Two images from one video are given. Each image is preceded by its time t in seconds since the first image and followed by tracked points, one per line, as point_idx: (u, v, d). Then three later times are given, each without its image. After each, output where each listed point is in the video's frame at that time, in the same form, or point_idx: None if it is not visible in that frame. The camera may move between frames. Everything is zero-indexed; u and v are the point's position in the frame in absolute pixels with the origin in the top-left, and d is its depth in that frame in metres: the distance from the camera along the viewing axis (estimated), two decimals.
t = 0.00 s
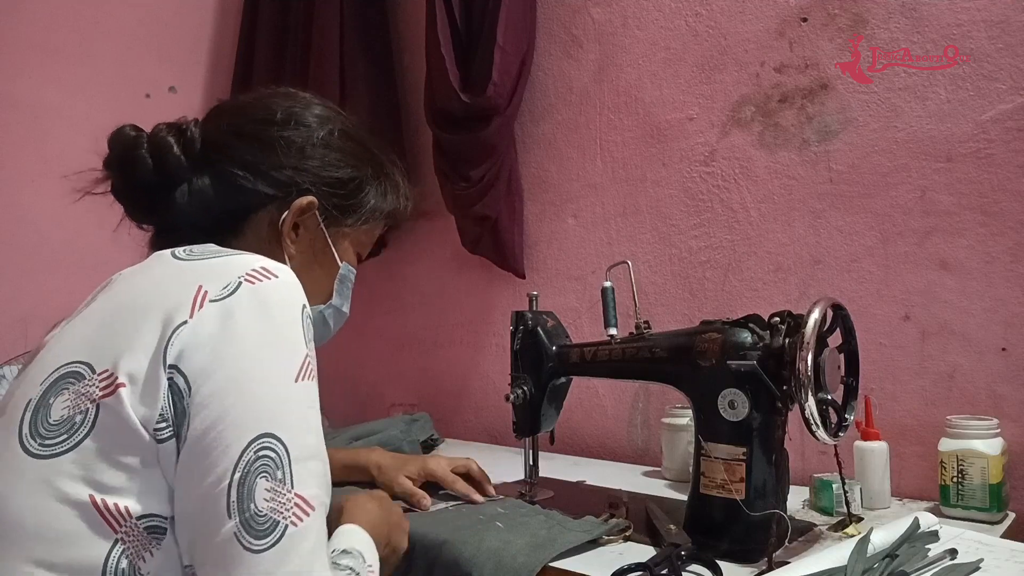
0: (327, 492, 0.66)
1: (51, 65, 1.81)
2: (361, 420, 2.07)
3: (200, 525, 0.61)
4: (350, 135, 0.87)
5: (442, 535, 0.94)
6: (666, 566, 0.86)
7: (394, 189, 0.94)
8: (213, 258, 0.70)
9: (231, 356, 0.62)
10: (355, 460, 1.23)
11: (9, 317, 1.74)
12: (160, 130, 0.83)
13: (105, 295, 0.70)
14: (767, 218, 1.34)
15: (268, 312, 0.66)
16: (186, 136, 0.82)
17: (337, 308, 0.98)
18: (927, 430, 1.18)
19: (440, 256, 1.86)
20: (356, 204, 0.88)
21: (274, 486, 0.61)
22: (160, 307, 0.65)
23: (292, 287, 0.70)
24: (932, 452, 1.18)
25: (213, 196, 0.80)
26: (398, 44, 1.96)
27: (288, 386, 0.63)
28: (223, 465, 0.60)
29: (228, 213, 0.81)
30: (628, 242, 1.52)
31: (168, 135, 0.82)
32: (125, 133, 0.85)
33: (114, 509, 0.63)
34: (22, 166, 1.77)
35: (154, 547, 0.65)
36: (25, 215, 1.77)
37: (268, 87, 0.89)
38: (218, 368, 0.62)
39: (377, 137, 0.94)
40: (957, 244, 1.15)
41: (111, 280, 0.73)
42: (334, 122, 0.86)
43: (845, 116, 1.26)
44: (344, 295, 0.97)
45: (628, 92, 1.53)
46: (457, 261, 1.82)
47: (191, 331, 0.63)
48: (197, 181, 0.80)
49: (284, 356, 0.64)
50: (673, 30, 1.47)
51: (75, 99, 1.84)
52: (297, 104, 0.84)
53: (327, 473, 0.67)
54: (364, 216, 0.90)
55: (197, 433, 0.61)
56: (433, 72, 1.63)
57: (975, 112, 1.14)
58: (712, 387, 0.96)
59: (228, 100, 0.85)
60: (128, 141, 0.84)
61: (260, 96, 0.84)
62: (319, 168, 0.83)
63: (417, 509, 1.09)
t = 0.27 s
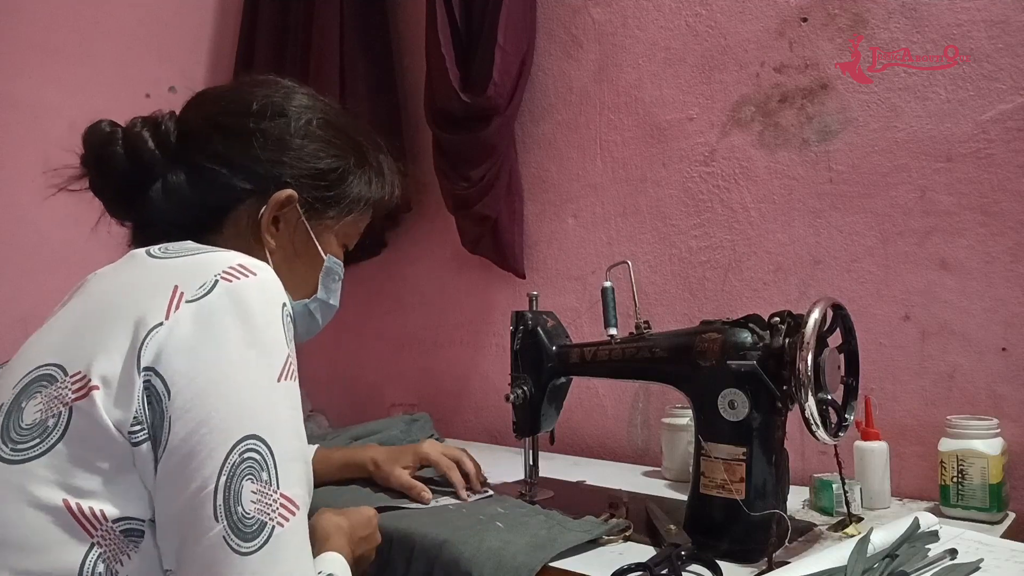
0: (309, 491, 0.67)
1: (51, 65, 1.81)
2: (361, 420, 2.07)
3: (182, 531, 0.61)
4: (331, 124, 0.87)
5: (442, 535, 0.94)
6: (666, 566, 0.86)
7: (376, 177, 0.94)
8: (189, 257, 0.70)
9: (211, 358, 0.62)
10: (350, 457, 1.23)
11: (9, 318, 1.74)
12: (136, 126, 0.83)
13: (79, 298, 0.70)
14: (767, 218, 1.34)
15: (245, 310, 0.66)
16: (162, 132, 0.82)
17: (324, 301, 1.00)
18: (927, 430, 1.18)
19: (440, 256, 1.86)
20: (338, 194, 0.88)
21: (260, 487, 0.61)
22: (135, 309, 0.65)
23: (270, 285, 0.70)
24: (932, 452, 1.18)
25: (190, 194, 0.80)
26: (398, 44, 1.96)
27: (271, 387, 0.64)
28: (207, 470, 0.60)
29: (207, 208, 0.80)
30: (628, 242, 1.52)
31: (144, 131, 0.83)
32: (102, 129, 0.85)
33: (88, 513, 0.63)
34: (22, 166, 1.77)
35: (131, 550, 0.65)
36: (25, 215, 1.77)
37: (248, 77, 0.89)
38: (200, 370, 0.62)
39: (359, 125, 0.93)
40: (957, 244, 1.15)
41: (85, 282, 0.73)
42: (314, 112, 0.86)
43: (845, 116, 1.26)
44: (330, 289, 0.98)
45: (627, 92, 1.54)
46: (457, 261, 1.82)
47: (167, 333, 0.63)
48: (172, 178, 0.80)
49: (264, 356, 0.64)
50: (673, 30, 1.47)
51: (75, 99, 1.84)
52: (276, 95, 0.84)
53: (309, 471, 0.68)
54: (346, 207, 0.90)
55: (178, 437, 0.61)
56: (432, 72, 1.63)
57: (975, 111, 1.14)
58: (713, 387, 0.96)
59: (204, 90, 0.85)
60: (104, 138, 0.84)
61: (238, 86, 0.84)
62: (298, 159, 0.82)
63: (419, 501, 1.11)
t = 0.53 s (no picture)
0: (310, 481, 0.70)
1: (53, 66, 1.82)
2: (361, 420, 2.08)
3: (189, 531, 0.62)
4: (321, 121, 0.87)
5: (442, 534, 0.95)
6: (665, 564, 0.86)
7: (368, 170, 0.94)
8: (185, 256, 0.70)
9: (213, 359, 0.63)
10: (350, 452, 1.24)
11: (10, 318, 1.75)
12: (126, 127, 0.84)
13: (75, 298, 0.70)
14: (766, 219, 1.35)
15: (240, 308, 0.66)
16: (152, 134, 0.82)
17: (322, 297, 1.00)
18: (924, 429, 1.19)
19: (440, 256, 1.86)
20: (331, 191, 0.89)
21: (270, 481, 0.63)
22: (131, 310, 0.65)
23: (266, 283, 0.71)
24: (930, 451, 1.18)
25: (179, 196, 0.81)
26: (398, 45, 1.97)
27: (272, 383, 0.65)
28: (217, 468, 0.61)
29: (202, 211, 0.81)
30: (627, 243, 1.53)
31: (133, 133, 0.83)
32: (93, 133, 0.85)
33: (92, 511, 0.64)
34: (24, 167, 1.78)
35: (135, 546, 0.66)
36: (26, 216, 1.78)
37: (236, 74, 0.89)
38: (203, 371, 0.62)
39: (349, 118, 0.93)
40: (954, 244, 1.16)
41: (80, 284, 0.73)
42: (304, 109, 0.86)
43: (843, 117, 1.27)
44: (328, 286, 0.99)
45: (627, 93, 1.54)
46: (457, 261, 1.83)
47: (166, 334, 0.64)
48: (163, 181, 0.81)
49: (264, 354, 0.65)
50: (672, 32, 1.48)
51: (76, 100, 1.85)
52: (265, 94, 0.84)
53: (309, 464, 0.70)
54: (339, 203, 0.91)
55: (184, 437, 0.61)
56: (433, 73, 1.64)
57: (973, 113, 1.15)
58: (711, 387, 0.97)
59: (192, 90, 0.85)
60: (94, 141, 0.85)
61: (226, 85, 0.84)
62: (289, 158, 0.83)
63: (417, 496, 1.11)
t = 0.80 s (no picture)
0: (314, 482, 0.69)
1: (52, 65, 1.82)
2: (361, 420, 2.08)
3: (191, 527, 0.62)
4: (324, 124, 0.87)
5: (443, 535, 0.94)
6: (665, 565, 0.86)
7: (372, 173, 0.94)
8: (191, 255, 0.70)
9: (216, 358, 0.63)
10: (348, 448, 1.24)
11: (10, 318, 1.75)
12: (131, 134, 0.84)
13: (83, 295, 0.70)
14: (767, 219, 1.35)
15: (246, 309, 0.66)
16: (156, 140, 0.82)
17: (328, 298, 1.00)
18: (925, 430, 1.18)
19: (440, 256, 1.86)
20: (335, 194, 0.88)
21: (270, 480, 0.63)
22: (137, 309, 0.65)
23: (271, 283, 0.70)
24: (931, 451, 1.18)
25: (185, 201, 0.81)
26: (398, 45, 1.97)
27: (275, 383, 0.65)
28: (217, 466, 0.61)
29: (208, 214, 0.81)
30: (628, 243, 1.53)
31: (138, 140, 0.83)
32: (98, 140, 0.85)
33: (97, 508, 0.64)
34: (23, 167, 1.77)
35: (140, 544, 0.65)
36: (26, 216, 1.78)
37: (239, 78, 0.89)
38: (206, 368, 0.62)
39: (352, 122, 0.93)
40: (955, 244, 1.16)
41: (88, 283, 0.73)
42: (308, 112, 0.86)
43: (844, 116, 1.27)
44: (333, 287, 0.98)
45: (627, 93, 1.54)
46: (457, 261, 1.82)
47: (171, 333, 0.64)
48: (169, 187, 0.81)
49: (268, 353, 0.65)
50: (672, 31, 1.47)
51: (75, 100, 1.85)
52: (269, 97, 0.84)
53: (313, 464, 0.69)
54: (343, 205, 0.90)
55: (187, 435, 0.61)
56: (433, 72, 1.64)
57: (974, 112, 1.15)
58: (712, 388, 0.97)
59: (196, 94, 0.85)
60: (99, 149, 0.84)
61: (230, 89, 0.84)
62: (293, 160, 0.83)
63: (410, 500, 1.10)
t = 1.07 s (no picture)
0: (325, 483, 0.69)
1: (52, 65, 1.82)
2: (361, 420, 2.08)
3: (207, 529, 0.61)
4: (332, 128, 0.87)
5: (442, 535, 0.94)
6: (665, 565, 0.86)
7: (379, 177, 0.95)
8: (204, 258, 0.70)
9: (232, 361, 0.63)
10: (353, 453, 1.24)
11: (10, 318, 1.75)
12: (141, 135, 0.84)
13: (95, 295, 0.70)
14: (766, 219, 1.35)
15: (260, 312, 0.66)
16: (167, 141, 0.82)
17: (332, 301, 1.02)
18: (926, 430, 1.18)
19: (440, 256, 1.86)
20: (342, 198, 0.89)
21: (286, 482, 0.63)
22: (152, 311, 0.65)
23: (283, 286, 0.70)
24: (931, 452, 1.18)
25: (194, 203, 0.81)
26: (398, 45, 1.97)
27: (290, 386, 0.65)
28: (235, 468, 0.61)
29: (216, 216, 0.81)
30: (628, 243, 1.53)
31: (149, 141, 0.83)
32: (107, 141, 0.85)
33: (110, 507, 0.64)
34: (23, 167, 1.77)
35: (151, 544, 0.65)
36: (26, 216, 1.78)
37: (248, 80, 0.89)
38: (222, 372, 0.62)
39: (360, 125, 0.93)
40: (955, 244, 1.16)
41: (99, 282, 0.72)
42: (317, 116, 0.86)
43: (844, 116, 1.27)
44: (337, 290, 1.00)
45: (627, 93, 1.54)
46: (457, 261, 1.83)
47: (185, 336, 0.63)
48: (178, 189, 0.81)
49: (283, 357, 0.65)
50: (672, 31, 1.47)
51: (76, 100, 1.85)
52: (278, 100, 0.84)
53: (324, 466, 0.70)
54: (350, 209, 0.91)
55: (204, 437, 0.61)
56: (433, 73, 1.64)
57: (974, 112, 1.15)
58: (712, 388, 0.97)
59: (205, 95, 0.84)
60: (109, 150, 0.84)
61: (239, 92, 0.84)
62: (302, 165, 0.83)
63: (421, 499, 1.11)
